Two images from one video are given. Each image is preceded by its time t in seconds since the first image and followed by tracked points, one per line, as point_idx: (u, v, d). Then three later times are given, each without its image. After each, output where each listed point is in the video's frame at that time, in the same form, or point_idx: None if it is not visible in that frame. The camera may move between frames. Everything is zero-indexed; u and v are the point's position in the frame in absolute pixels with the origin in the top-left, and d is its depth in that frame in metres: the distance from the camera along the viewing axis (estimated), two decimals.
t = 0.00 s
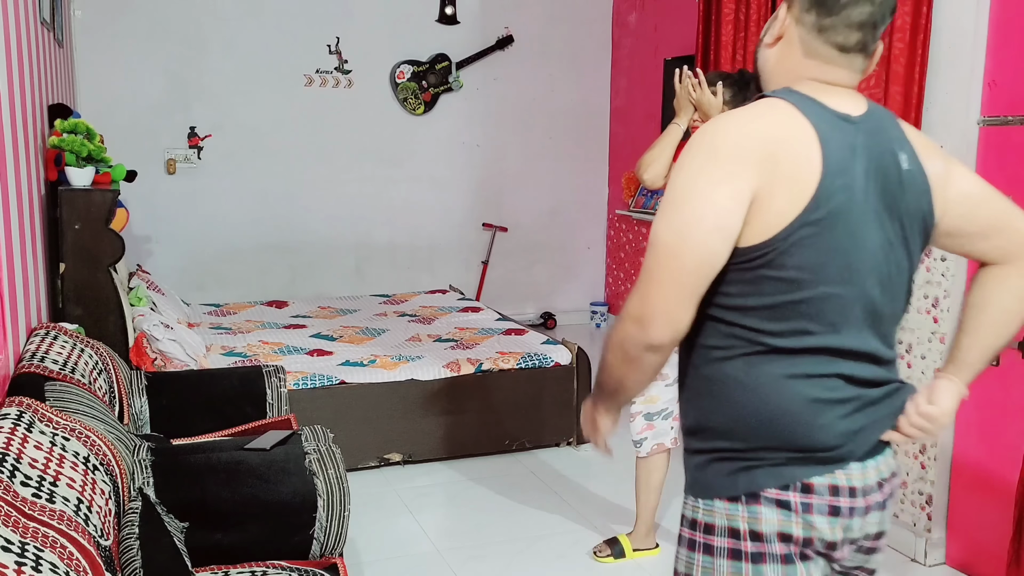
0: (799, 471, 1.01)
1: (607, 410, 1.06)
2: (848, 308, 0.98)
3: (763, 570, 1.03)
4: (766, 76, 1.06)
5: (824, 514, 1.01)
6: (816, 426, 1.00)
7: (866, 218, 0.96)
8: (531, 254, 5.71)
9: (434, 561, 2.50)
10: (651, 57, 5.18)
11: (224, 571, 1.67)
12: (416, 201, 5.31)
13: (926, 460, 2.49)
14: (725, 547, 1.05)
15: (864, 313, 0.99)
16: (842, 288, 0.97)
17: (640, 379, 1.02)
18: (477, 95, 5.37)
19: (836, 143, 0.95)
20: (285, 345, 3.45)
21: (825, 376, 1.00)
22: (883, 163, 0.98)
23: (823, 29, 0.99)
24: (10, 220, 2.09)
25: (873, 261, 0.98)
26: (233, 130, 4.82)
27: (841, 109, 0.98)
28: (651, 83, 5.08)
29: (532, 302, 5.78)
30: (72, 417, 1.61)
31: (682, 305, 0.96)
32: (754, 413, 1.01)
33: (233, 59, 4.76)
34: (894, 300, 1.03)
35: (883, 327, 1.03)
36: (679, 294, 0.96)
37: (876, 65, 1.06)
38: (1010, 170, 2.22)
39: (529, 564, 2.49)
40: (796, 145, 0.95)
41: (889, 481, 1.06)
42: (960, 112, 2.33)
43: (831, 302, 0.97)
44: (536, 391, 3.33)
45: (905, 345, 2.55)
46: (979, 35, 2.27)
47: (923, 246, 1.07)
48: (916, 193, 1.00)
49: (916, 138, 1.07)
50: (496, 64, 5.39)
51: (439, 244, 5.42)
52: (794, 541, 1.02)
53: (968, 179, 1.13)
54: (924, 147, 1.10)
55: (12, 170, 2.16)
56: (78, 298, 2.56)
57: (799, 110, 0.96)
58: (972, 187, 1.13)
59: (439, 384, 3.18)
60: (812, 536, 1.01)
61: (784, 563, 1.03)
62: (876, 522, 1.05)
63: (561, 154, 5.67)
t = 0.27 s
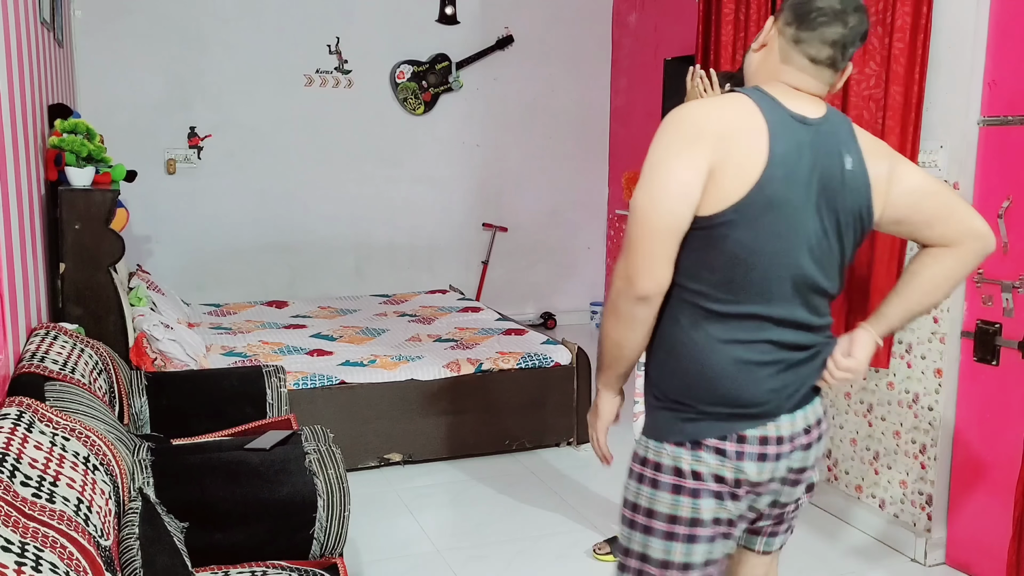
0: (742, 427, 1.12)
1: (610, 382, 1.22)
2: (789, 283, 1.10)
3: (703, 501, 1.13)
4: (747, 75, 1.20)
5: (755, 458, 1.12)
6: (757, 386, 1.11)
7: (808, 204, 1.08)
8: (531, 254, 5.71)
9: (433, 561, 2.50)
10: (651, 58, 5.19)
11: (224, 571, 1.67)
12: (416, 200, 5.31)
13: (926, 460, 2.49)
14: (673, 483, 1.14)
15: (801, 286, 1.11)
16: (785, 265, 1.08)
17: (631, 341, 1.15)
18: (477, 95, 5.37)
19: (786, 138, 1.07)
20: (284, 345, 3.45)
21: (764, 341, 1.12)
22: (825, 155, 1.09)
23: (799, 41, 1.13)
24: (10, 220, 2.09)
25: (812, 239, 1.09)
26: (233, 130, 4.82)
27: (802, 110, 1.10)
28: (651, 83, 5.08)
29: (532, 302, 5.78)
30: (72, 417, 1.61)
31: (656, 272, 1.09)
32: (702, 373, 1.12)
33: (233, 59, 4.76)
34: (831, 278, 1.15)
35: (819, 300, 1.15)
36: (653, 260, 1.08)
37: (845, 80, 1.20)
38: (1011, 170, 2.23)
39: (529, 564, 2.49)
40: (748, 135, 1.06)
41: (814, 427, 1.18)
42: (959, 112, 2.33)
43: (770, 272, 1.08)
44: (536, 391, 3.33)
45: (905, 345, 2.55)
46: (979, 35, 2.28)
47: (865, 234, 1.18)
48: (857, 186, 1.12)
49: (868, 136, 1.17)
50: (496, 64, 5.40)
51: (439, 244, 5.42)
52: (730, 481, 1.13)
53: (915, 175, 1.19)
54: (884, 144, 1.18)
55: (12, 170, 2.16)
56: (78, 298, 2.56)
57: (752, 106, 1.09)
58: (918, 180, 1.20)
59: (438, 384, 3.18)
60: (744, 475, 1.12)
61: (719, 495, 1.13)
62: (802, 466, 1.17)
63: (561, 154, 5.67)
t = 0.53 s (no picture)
0: (675, 396, 1.30)
1: (571, 361, 1.33)
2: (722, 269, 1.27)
3: (627, 460, 1.31)
4: (713, 82, 1.37)
5: (686, 424, 1.30)
6: (689, 359, 1.29)
7: (742, 199, 1.25)
8: (531, 254, 5.71)
9: (433, 561, 2.50)
10: (651, 57, 5.19)
11: (224, 570, 1.67)
12: (416, 200, 5.31)
13: (926, 461, 2.49)
14: (614, 440, 1.32)
15: (737, 269, 1.28)
16: (719, 251, 1.25)
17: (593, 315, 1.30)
18: (477, 95, 5.37)
19: (726, 134, 1.24)
20: (284, 345, 3.45)
21: (700, 319, 1.30)
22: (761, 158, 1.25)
23: (756, 53, 1.32)
24: (10, 220, 2.09)
25: (749, 229, 1.26)
26: (233, 130, 4.82)
27: (744, 109, 1.28)
28: (651, 83, 5.08)
29: (532, 302, 5.78)
30: (72, 417, 1.61)
31: (614, 249, 1.25)
32: (646, 342, 1.31)
33: (233, 59, 4.76)
34: (768, 269, 1.31)
35: (757, 286, 1.31)
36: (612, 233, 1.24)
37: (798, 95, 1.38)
38: (1011, 170, 2.23)
39: (529, 564, 2.49)
40: (691, 131, 1.24)
41: (757, 403, 1.35)
42: (959, 112, 2.33)
43: (703, 253, 1.26)
44: (536, 391, 3.33)
45: (905, 345, 2.55)
46: (979, 35, 2.28)
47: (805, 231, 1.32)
48: (792, 187, 1.26)
49: (814, 140, 1.31)
50: (496, 64, 5.39)
51: (439, 244, 5.42)
52: (663, 444, 1.31)
53: (858, 171, 1.32)
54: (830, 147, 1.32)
55: (12, 170, 2.16)
56: (78, 298, 2.56)
57: (700, 106, 1.26)
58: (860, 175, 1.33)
59: (439, 384, 3.18)
60: (674, 439, 1.30)
61: (643, 458, 1.31)
62: (737, 437, 1.34)
63: (561, 154, 5.67)
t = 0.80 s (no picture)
0: (594, 379, 1.41)
1: (509, 352, 1.50)
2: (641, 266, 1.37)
3: (554, 434, 1.44)
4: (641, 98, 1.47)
5: (603, 406, 1.41)
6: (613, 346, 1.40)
7: (656, 200, 1.34)
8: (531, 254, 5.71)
9: (434, 561, 2.50)
10: (651, 57, 5.19)
11: (224, 571, 1.67)
12: (416, 200, 5.30)
13: (926, 460, 2.50)
14: (544, 415, 1.45)
15: (654, 268, 1.38)
16: (634, 250, 1.36)
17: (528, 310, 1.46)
18: (477, 95, 5.37)
19: (634, 144, 1.34)
20: (284, 345, 3.45)
21: (621, 312, 1.40)
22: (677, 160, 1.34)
23: (673, 69, 1.42)
24: (10, 220, 2.09)
25: (660, 230, 1.35)
26: (232, 130, 4.82)
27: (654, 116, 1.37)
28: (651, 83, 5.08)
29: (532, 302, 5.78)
30: (72, 417, 1.61)
31: (540, 251, 1.40)
32: (574, 330, 1.43)
33: (233, 59, 4.76)
34: (688, 267, 1.39)
35: (678, 283, 1.40)
36: (534, 240, 1.39)
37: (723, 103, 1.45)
38: (1010, 170, 2.23)
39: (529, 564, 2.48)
40: (607, 144, 1.35)
41: (678, 388, 1.43)
42: (960, 112, 2.33)
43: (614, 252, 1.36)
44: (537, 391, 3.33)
45: (905, 345, 2.54)
46: (979, 35, 2.28)
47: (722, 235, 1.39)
48: (705, 191, 1.34)
49: (730, 146, 1.37)
50: (496, 65, 5.39)
51: (439, 244, 5.42)
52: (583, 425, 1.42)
53: (771, 175, 1.36)
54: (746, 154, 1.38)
55: (12, 170, 2.15)
56: (79, 298, 2.56)
57: (616, 117, 1.36)
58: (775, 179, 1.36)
59: (439, 384, 3.18)
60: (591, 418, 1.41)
61: (567, 432, 1.43)
62: (659, 420, 1.43)
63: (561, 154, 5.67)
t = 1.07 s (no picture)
0: (545, 349, 1.65)
1: (466, 311, 1.82)
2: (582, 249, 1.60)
3: (515, 407, 1.69)
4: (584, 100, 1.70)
5: (555, 378, 1.65)
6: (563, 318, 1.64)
7: (590, 187, 1.57)
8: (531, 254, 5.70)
9: (434, 561, 2.50)
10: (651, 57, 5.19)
11: (224, 570, 1.67)
12: (416, 200, 5.31)
13: (926, 460, 2.50)
14: (507, 390, 1.70)
15: (593, 247, 1.60)
16: (573, 232, 1.59)
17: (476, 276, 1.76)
18: (477, 95, 5.37)
19: (567, 137, 1.56)
20: (284, 345, 3.45)
21: (568, 289, 1.63)
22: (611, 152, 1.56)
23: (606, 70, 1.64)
24: (10, 220, 2.09)
25: (597, 214, 1.58)
26: (232, 130, 4.82)
27: (590, 112, 1.59)
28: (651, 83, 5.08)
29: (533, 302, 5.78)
30: (72, 417, 1.61)
31: (481, 233, 1.69)
32: (528, 305, 1.67)
33: (232, 59, 4.76)
34: (625, 245, 1.61)
35: (617, 259, 1.62)
36: (478, 221, 1.68)
37: (656, 95, 1.67)
38: (1010, 169, 2.23)
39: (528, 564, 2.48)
40: (540, 139, 1.58)
41: (620, 364, 1.68)
42: (959, 111, 2.33)
43: (558, 235, 1.60)
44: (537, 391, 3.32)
45: (905, 345, 2.54)
46: (979, 35, 2.28)
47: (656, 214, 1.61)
48: (633, 175, 1.56)
49: (659, 133, 1.59)
50: (496, 65, 5.39)
51: (439, 244, 5.42)
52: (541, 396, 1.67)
53: (699, 156, 1.58)
54: (676, 139, 1.59)
55: (12, 170, 2.16)
56: (79, 298, 2.56)
57: (551, 115, 1.59)
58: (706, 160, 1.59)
59: (439, 384, 3.18)
60: (546, 390, 1.66)
61: (525, 406, 1.68)
62: (606, 392, 1.67)
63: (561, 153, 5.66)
